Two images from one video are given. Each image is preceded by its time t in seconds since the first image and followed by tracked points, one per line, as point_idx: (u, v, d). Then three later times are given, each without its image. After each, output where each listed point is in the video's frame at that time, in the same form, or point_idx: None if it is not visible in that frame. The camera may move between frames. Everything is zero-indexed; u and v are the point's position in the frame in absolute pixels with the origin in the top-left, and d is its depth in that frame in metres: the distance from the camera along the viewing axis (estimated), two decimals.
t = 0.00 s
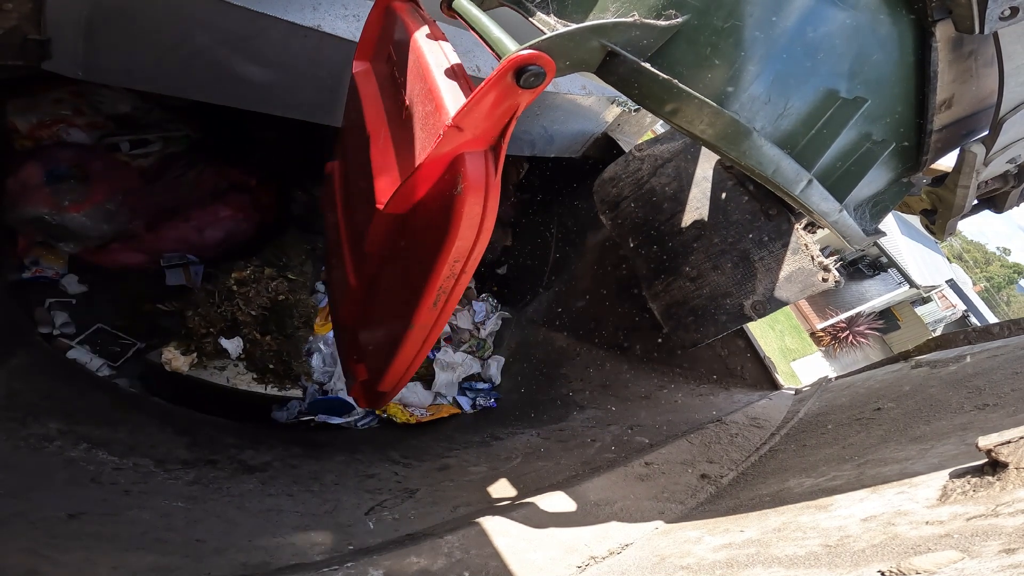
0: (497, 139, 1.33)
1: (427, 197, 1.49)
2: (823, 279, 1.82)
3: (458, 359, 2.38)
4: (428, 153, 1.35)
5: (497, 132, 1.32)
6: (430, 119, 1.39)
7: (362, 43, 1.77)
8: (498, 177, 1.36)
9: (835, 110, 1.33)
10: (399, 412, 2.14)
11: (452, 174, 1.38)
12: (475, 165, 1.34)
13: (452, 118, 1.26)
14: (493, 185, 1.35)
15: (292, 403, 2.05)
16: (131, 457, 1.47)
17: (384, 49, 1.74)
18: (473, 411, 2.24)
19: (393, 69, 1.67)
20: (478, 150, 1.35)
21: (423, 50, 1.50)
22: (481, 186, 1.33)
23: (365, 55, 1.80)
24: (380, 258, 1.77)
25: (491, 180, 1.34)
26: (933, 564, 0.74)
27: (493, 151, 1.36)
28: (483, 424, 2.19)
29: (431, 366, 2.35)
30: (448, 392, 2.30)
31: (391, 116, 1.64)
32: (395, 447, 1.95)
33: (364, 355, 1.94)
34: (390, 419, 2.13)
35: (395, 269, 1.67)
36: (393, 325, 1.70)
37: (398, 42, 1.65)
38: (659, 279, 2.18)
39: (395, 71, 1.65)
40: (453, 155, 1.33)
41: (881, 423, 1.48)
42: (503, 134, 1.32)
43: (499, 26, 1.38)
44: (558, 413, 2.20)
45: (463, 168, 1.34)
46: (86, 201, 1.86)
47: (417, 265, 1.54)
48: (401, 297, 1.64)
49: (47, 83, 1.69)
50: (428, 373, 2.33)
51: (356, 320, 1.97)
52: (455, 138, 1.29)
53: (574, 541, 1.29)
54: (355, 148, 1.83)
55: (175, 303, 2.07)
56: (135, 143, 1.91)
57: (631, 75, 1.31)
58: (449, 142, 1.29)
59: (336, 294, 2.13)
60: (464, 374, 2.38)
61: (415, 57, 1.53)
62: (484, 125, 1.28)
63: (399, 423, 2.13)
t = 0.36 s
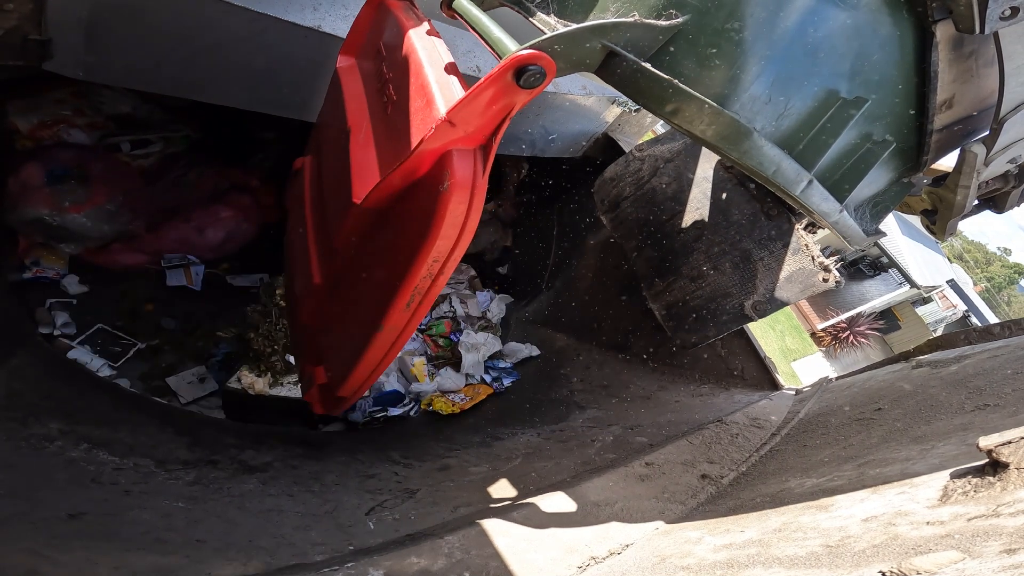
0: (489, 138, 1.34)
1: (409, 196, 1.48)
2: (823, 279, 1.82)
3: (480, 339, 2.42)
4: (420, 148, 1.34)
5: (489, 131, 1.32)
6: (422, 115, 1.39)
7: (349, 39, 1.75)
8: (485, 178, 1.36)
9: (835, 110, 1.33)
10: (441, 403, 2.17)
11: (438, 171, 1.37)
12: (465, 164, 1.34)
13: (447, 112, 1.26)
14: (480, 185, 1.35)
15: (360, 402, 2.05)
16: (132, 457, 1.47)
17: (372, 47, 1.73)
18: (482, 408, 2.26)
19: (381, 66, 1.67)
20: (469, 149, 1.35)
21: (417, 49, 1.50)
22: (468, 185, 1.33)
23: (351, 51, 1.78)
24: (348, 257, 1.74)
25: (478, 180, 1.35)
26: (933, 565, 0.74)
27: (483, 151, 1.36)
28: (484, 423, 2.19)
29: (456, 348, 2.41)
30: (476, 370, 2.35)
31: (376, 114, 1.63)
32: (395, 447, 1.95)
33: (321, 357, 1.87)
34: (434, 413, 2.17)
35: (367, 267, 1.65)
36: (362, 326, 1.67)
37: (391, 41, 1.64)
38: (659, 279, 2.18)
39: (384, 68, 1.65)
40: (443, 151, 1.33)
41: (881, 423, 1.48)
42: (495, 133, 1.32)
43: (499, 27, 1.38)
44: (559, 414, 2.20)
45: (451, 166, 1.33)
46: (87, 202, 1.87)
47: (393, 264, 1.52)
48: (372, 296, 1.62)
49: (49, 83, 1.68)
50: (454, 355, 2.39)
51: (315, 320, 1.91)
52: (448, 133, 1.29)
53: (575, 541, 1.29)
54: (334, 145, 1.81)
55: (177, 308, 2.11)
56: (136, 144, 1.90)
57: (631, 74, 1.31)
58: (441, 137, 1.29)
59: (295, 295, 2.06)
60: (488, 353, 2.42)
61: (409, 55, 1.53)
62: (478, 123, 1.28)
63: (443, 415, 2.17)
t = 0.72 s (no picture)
0: (497, 139, 1.34)
1: (425, 197, 1.49)
2: (823, 280, 1.82)
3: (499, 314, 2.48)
4: (428, 152, 1.35)
5: (497, 132, 1.32)
6: (429, 119, 1.39)
7: (363, 42, 1.77)
8: (497, 178, 1.36)
9: (835, 111, 1.33)
10: (477, 385, 2.29)
11: (451, 174, 1.38)
12: (475, 166, 1.34)
13: (452, 117, 1.26)
14: (493, 185, 1.35)
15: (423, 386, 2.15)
16: (132, 457, 1.47)
17: (384, 50, 1.74)
18: (503, 387, 2.36)
19: (391, 70, 1.68)
20: (478, 150, 1.35)
21: (422, 52, 1.50)
22: (480, 186, 1.33)
23: (364, 55, 1.80)
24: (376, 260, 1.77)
25: (489, 181, 1.35)
26: (934, 565, 0.74)
27: (493, 151, 1.36)
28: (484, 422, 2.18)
29: (477, 323, 2.48)
30: (499, 344, 2.45)
31: (389, 118, 1.64)
32: (395, 447, 1.95)
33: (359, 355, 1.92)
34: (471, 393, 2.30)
35: (391, 269, 1.67)
36: (390, 326, 1.69)
37: (398, 43, 1.65)
38: (659, 279, 2.18)
39: (394, 72, 1.65)
40: (452, 155, 1.33)
41: (881, 424, 1.48)
42: (502, 134, 1.32)
43: (499, 27, 1.38)
44: (559, 414, 2.20)
45: (462, 168, 1.34)
46: (87, 203, 1.88)
47: (415, 266, 1.53)
48: (398, 298, 1.63)
49: (50, 84, 1.69)
50: (476, 331, 2.47)
51: (349, 319, 1.95)
52: (455, 137, 1.29)
53: (575, 541, 1.29)
54: (354, 149, 1.83)
55: (178, 306, 2.09)
56: (136, 144, 1.93)
57: (632, 76, 1.31)
58: (449, 141, 1.29)
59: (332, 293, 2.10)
60: (508, 326, 2.49)
61: (415, 58, 1.53)
62: (484, 125, 1.28)
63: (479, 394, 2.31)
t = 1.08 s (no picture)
0: (504, 140, 1.33)
1: (439, 199, 1.49)
2: (823, 280, 1.83)
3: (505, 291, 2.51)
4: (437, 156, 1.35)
5: (504, 133, 1.31)
6: (437, 121, 1.39)
7: (369, 43, 1.77)
8: (507, 178, 1.35)
9: (835, 111, 1.33)
10: (496, 363, 2.43)
11: (461, 176, 1.38)
12: (484, 167, 1.33)
13: (457, 121, 1.26)
14: (503, 186, 1.35)
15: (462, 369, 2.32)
16: (132, 457, 1.47)
17: (392, 50, 1.74)
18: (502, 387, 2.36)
19: (402, 72, 1.68)
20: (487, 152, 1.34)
21: (428, 53, 1.50)
22: (491, 187, 1.33)
23: (373, 57, 1.81)
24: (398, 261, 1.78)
25: (501, 181, 1.34)
26: (934, 565, 0.74)
27: (501, 152, 1.35)
28: (484, 422, 2.18)
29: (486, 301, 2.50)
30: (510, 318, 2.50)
31: (401, 120, 1.65)
32: (395, 447, 1.95)
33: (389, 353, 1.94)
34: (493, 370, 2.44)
35: (413, 269, 1.68)
36: (414, 326, 1.71)
37: (405, 44, 1.65)
38: (659, 279, 2.18)
39: (404, 73, 1.66)
40: (461, 157, 1.33)
41: (882, 424, 1.48)
42: (510, 135, 1.31)
43: (500, 28, 1.37)
44: (559, 414, 2.20)
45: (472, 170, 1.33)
46: (87, 203, 1.88)
47: (434, 266, 1.55)
48: (420, 298, 1.65)
49: (50, 83, 1.71)
50: (487, 308, 2.50)
51: (379, 317, 1.97)
52: (461, 141, 1.29)
53: (575, 541, 1.29)
54: (370, 151, 1.84)
55: (178, 306, 2.09)
56: (137, 144, 1.95)
57: (633, 76, 1.31)
58: (456, 145, 1.29)
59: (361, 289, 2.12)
60: (515, 302, 2.53)
61: (420, 60, 1.53)
62: (489, 127, 1.28)
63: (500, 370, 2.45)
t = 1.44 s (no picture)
0: (498, 141, 1.34)
1: (427, 196, 1.49)
2: (823, 280, 1.82)
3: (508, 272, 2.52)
4: (429, 152, 1.35)
5: (499, 134, 1.32)
6: (429, 119, 1.39)
7: (362, 42, 1.76)
8: (498, 179, 1.36)
9: (835, 112, 1.33)
10: (507, 349, 2.47)
11: (452, 173, 1.37)
12: (476, 167, 1.34)
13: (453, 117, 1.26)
14: (494, 186, 1.35)
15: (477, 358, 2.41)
16: (132, 457, 1.47)
17: (385, 49, 1.75)
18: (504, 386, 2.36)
19: (393, 70, 1.68)
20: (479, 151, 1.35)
21: (424, 52, 1.50)
22: (480, 188, 1.34)
23: (364, 55, 1.80)
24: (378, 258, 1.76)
25: (490, 181, 1.35)
26: (934, 565, 0.74)
27: (494, 151, 1.36)
28: (484, 422, 2.18)
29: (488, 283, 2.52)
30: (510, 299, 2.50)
31: (391, 117, 1.64)
32: (395, 447, 1.95)
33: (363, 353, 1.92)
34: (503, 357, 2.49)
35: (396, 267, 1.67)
36: (392, 324, 1.69)
37: (400, 43, 1.66)
38: (659, 279, 2.18)
39: (395, 72, 1.66)
40: (453, 154, 1.33)
41: (882, 424, 1.48)
42: (504, 135, 1.32)
43: (499, 29, 1.37)
44: (559, 414, 2.20)
45: (463, 169, 1.34)
46: (87, 204, 1.86)
47: (418, 264, 1.54)
48: (401, 296, 1.64)
49: (48, 84, 1.71)
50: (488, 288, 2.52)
51: (355, 316, 1.96)
52: (455, 138, 1.29)
53: (575, 541, 1.29)
54: (356, 148, 1.82)
55: (178, 306, 2.09)
56: (136, 144, 1.94)
57: (635, 75, 1.30)
58: (450, 142, 1.29)
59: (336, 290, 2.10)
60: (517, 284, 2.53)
61: (415, 58, 1.53)
62: (484, 126, 1.28)
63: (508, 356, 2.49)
